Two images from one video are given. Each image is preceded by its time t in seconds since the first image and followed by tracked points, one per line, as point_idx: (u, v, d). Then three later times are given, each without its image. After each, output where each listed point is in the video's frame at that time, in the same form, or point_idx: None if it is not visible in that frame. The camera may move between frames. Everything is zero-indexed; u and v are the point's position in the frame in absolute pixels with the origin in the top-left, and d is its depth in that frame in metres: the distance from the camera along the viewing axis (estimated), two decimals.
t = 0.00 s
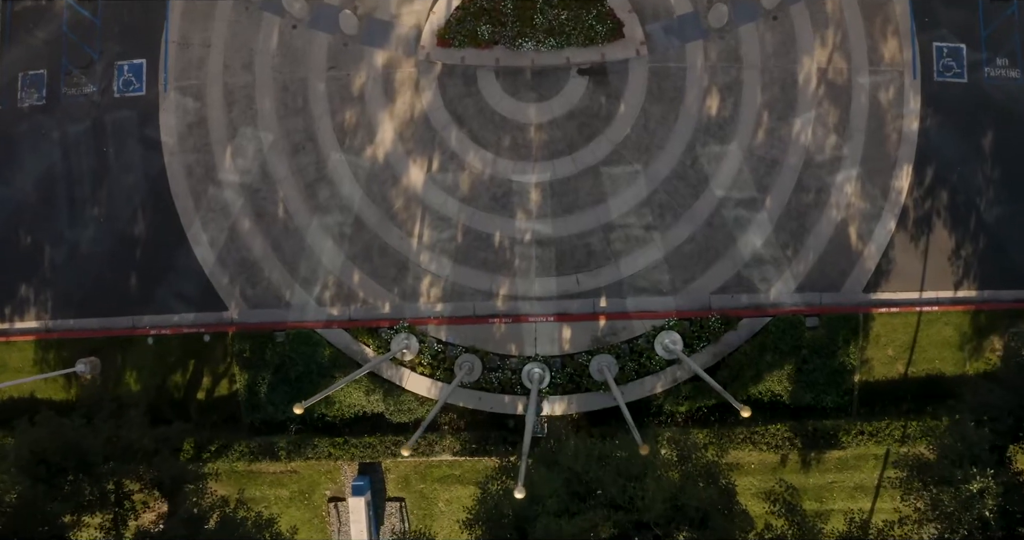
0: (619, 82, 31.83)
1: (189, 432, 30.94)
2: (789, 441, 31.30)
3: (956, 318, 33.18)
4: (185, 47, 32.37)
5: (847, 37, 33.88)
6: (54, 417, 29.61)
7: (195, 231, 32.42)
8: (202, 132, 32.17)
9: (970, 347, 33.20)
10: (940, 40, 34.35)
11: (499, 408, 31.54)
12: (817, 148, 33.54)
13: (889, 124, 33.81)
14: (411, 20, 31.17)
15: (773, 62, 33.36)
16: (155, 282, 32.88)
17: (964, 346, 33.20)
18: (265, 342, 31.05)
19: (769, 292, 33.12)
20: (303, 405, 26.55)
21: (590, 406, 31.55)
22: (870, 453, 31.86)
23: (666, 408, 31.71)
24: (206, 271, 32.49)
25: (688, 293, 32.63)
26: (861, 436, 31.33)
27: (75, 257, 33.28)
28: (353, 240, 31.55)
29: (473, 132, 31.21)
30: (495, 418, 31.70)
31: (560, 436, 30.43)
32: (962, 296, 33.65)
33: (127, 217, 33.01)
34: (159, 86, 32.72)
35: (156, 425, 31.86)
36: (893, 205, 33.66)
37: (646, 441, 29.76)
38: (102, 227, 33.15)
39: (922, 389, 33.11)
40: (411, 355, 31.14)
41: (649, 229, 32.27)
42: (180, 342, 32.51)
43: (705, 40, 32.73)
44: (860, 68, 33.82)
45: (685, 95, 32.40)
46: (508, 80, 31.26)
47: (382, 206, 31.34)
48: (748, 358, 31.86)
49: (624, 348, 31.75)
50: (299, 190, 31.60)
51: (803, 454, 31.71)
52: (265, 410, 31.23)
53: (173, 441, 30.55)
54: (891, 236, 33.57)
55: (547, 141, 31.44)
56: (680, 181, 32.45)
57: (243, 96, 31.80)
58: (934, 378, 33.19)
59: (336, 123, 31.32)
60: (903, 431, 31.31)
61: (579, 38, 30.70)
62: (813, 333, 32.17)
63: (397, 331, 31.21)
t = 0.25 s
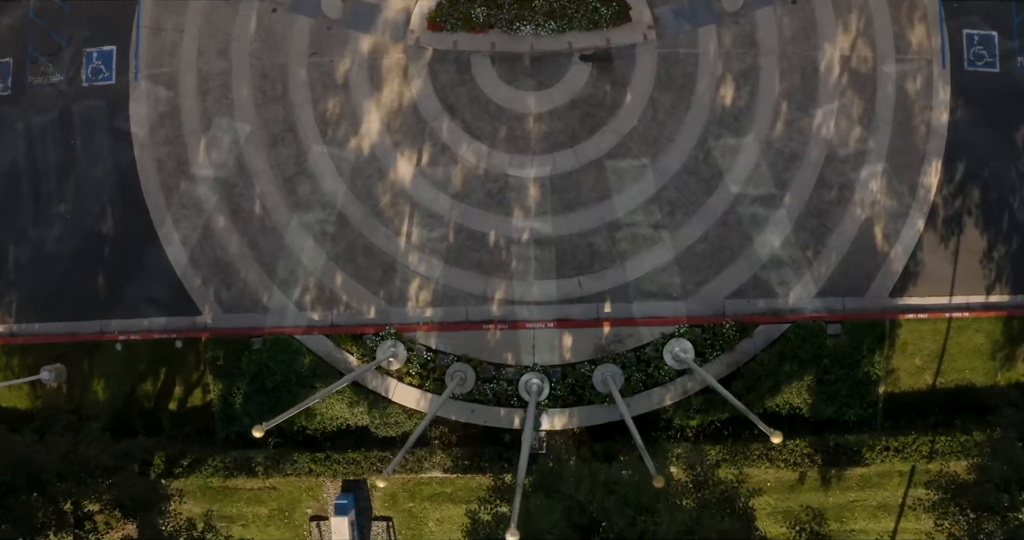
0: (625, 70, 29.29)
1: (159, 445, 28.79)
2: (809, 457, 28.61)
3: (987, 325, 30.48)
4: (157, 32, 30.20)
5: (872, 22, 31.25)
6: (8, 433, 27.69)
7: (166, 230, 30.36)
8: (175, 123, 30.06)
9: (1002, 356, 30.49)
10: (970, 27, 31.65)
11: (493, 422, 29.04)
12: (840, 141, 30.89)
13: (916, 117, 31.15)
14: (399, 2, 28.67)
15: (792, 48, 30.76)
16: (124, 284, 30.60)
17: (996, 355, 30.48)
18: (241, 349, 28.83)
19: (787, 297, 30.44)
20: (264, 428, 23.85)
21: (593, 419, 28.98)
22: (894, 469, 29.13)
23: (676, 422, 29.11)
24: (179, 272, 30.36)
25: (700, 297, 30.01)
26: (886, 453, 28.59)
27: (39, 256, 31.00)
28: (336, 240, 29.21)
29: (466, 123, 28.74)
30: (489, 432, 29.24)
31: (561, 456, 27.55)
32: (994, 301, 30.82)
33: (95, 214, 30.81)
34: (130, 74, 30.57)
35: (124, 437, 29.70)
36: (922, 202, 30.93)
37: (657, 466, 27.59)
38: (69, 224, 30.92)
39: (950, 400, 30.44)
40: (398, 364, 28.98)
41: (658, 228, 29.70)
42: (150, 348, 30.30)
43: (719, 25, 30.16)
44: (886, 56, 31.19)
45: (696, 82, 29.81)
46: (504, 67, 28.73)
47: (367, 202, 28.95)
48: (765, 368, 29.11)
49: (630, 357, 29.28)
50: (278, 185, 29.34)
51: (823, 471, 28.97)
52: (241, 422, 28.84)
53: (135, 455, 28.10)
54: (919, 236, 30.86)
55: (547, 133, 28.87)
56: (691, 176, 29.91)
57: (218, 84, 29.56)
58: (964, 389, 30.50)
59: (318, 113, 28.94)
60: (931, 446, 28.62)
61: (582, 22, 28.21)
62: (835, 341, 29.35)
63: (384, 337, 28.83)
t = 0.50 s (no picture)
0: (628, 117, 28.32)
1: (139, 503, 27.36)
2: (821, 517, 26.87)
3: (1005, 378, 29.06)
4: (146, 76, 29.53)
5: (881, 66, 30.22)
6: None
7: (151, 278, 29.28)
8: (163, 168, 29.22)
9: (1021, 410, 28.96)
10: (981, 70, 30.57)
11: (490, 481, 27.50)
12: (850, 189, 29.75)
13: (929, 163, 29.97)
14: (395, 48, 27.91)
15: (799, 93, 29.78)
16: (108, 334, 29.43)
17: (1014, 408, 28.97)
18: (228, 405, 27.47)
19: (797, 351, 29.02)
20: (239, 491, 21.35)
21: (596, 479, 27.47)
22: (909, 529, 27.23)
23: (682, 481, 27.57)
24: (164, 322, 29.20)
25: (706, 351, 28.66)
26: (901, 511, 27.00)
27: (21, 305, 29.85)
28: (327, 291, 28.07)
29: (464, 171, 27.73)
30: (485, 492, 27.67)
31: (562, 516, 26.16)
32: (1011, 353, 29.46)
33: (79, 261, 29.77)
34: (118, 119, 29.82)
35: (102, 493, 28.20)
36: (936, 251, 29.60)
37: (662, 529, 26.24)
38: (52, 271, 29.82)
39: (967, 457, 28.78)
40: (390, 421, 27.44)
41: (662, 280, 28.50)
42: (133, 401, 28.91)
43: (725, 71, 29.21)
44: (896, 101, 30.11)
45: (701, 129, 28.85)
46: (503, 113, 27.83)
47: (359, 252, 27.90)
48: (776, 424, 27.78)
49: (633, 415, 27.79)
50: (268, 234, 28.32)
51: (834, 533, 26.89)
52: (225, 479, 27.36)
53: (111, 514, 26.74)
54: (934, 286, 29.52)
55: (547, 181, 27.86)
56: (697, 226, 28.79)
57: (207, 129, 28.76)
58: (982, 444, 28.86)
59: (310, 160, 28.00)
60: (947, 504, 27.13)
61: (583, 67, 27.36)
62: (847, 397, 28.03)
63: (375, 393, 27.43)
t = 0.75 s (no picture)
0: (630, 163, 27.33)
1: None
2: None
3: None
4: (135, 119, 28.61)
5: (892, 110, 29.03)
6: None
7: (135, 327, 28.05)
8: (150, 214, 28.11)
9: None
10: (994, 113, 29.48)
11: None
12: (862, 237, 28.40)
13: (942, 210, 28.68)
14: (391, 91, 27.09)
15: (808, 138, 28.54)
16: (90, 385, 28.10)
17: None
18: (211, 461, 26.09)
19: (809, 407, 27.50)
20: None
21: None
22: None
23: None
24: (147, 374, 27.85)
25: (714, 407, 27.22)
26: None
27: (1, 353, 28.63)
28: (318, 343, 26.84)
29: (461, 219, 26.71)
30: None
31: None
32: None
33: (62, 308, 28.60)
34: (105, 162, 28.77)
35: None
36: (951, 300, 28.27)
37: None
38: (35, 319, 28.66)
39: (987, 515, 26.96)
40: (382, 481, 25.79)
41: (668, 332, 27.19)
42: (114, 455, 27.39)
43: (732, 115, 28.06)
44: (907, 145, 28.89)
45: (707, 176, 27.72)
46: (502, 159, 26.89)
47: (351, 303, 26.73)
48: (787, 483, 26.11)
49: (637, 474, 26.24)
50: (257, 283, 27.17)
51: None
52: None
53: None
54: (950, 336, 28.14)
55: (547, 230, 26.79)
56: (703, 276, 27.54)
57: (196, 174, 27.78)
58: (1003, 502, 27.10)
59: (301, 207, 26.97)
60: None
61: (584, 112, 26.39)
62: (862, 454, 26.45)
63: (366, 451, 26.07)
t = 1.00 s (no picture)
0: (633, 209, 26.26)
1: None
2: None
3: None
4: (122, 160, 27.63)
5: (904, 152, 27.63)
6: None
7: (117, 375, 26.49)
8: (135, 259, 26.86)
9: None
10: (1008, 155, 28.00)
11: None
12: (875, 284, 26.65)
13: (957, 255, 27.02)
14: (386, 134, 26.28)
15: (818, 182, 27.13)
16: (69, 435, 26.39)
17: None
18: (193, 518, 24.13)
19: (823, 463, 25.33)
20: None
21: None
22: None
23: None
24: (129, 425, 26.20)
25: (723, 464, 25.19)
26: None
27: None
28: (306, 396, 25.38)
29: (457, 266, 25.62)
30: None
31: None
32: None
33: (42, 355, 27.03)
34: (91, 204, 27.64)
35: None
36: (969, 348, 26.31)
37: None
38: (14, 364, 27.07)
39: None
40: None
41: (674, 385, 25.52)
42: (93, 509, 25.33)
43: (739, 158, 26.88)
44: (920, 189, 27.38)
45: (714, 221, 26.43)
46: (501, 204, 25.95)
47: (342, 354, 25.46)
48: None
49: (642, 535, 24.05)
50: (244, 331, 25.87)
51: None
52: None
53: None
54: (969, 387, 26.06)
55: (547, 277, 25.66)
56: (711, 325, 25.97)
57: (184, 217, 26.68)
58: None
59: (292, 253, 25.92)
60: None
61: (585, 155, 25.37)
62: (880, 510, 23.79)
63: (355, 509, 24.01)
